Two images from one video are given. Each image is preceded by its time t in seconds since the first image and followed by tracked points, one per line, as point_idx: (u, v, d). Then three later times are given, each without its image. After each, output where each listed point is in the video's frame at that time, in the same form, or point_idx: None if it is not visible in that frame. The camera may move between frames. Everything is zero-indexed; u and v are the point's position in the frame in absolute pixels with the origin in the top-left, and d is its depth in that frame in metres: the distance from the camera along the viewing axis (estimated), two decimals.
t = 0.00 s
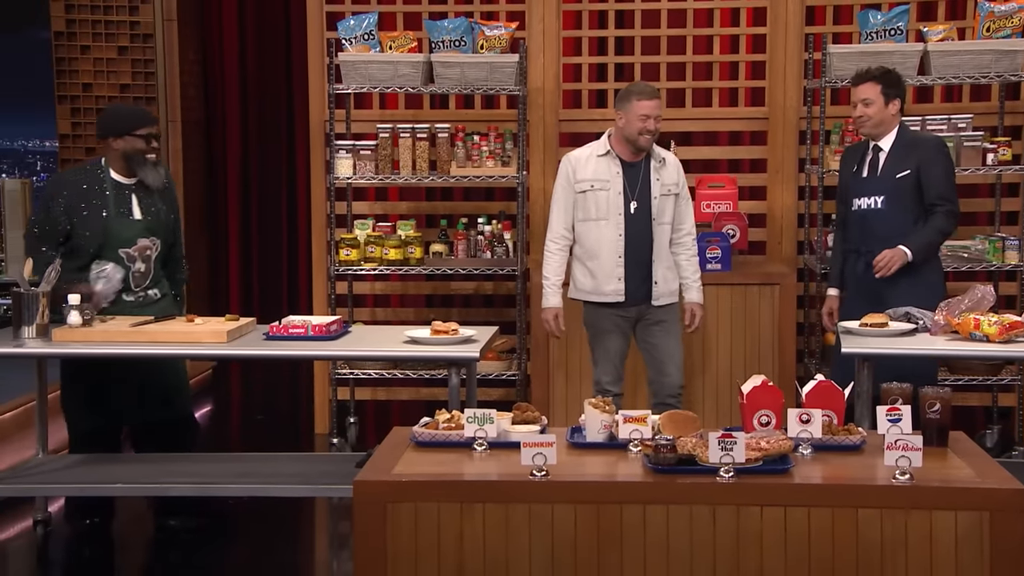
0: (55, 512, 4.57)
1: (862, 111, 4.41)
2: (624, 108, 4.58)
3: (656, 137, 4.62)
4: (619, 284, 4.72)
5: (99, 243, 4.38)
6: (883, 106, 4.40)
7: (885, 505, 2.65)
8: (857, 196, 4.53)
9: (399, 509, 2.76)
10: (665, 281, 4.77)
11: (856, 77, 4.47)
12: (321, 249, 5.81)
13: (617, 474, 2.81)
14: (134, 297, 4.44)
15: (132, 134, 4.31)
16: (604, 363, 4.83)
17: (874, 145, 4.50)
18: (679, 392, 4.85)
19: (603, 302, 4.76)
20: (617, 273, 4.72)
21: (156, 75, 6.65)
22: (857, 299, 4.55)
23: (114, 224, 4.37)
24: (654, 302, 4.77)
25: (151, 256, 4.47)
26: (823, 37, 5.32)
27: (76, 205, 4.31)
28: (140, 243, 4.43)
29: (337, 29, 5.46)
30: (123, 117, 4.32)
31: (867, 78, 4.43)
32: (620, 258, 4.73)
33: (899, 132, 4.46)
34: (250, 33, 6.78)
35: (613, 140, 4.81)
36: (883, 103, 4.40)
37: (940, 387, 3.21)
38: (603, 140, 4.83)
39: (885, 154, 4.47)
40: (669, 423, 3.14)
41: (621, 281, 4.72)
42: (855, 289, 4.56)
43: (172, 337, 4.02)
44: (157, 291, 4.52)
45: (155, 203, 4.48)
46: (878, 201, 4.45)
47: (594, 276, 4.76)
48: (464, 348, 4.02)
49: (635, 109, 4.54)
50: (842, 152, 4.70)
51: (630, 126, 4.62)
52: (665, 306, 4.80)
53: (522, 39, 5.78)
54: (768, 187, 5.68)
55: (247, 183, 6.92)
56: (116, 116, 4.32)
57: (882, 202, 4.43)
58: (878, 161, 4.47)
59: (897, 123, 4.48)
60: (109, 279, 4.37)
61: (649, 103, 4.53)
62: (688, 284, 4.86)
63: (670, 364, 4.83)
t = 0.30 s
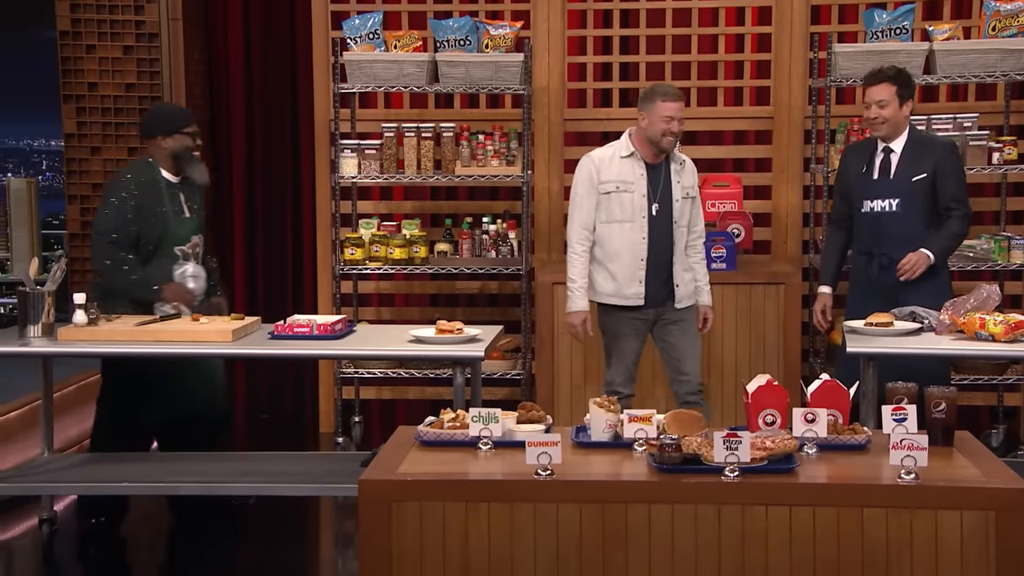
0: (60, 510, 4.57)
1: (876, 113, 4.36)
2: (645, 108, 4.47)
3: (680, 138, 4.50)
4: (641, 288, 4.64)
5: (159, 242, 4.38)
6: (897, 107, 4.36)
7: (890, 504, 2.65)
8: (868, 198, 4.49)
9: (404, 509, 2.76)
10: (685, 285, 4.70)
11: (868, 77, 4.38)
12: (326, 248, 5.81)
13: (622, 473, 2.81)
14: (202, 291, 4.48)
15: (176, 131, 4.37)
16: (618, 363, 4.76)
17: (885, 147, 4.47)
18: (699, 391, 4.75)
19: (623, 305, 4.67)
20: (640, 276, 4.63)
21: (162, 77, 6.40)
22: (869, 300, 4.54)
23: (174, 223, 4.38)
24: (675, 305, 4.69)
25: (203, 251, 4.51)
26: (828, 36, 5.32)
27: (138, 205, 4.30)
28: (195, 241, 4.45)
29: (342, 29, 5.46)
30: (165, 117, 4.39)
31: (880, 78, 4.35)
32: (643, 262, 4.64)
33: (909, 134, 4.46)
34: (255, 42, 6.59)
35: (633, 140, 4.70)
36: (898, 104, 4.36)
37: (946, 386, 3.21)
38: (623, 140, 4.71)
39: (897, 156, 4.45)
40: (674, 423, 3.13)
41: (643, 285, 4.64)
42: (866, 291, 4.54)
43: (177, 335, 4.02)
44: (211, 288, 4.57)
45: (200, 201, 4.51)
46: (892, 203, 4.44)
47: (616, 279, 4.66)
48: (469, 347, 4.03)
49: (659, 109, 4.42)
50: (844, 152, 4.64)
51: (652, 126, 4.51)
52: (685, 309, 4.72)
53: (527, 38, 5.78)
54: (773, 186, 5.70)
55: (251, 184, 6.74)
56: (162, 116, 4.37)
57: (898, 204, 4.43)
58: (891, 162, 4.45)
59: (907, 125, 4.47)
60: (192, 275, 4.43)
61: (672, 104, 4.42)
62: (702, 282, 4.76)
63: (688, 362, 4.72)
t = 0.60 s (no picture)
0: (57, 511, 4.57)
1: (890, 115, 4.32)
2: (689, 121, 4.11)
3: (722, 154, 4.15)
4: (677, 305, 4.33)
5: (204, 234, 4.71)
6: (910, 110, 4.34)
7: (886, 505, 2.65)
8: (876, 201, 4.49)
9: (401, 508, 2.76)
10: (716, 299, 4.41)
11: (883, 77, 4.33)
12: (323, 249, 5.82)
13: (619, 473, 2.81)
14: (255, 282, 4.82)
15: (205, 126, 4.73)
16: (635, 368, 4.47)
17: (895, 149, 4.46)
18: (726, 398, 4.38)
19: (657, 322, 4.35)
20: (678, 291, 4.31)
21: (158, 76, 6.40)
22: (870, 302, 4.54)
23: (215, 214, 4.74)
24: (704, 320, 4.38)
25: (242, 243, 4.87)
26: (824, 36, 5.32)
27: (181, 200, 4.61)
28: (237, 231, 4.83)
29: (339, 29, 5.47)
30: (191, 115, 4.73)
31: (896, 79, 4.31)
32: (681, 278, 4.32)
33: (920, 138, 4.46)
34: (252, 39, 6.59)
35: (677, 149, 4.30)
36: (911, 107, 4.34)
37: (942, 387, 3.22)
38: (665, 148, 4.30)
39: (907, 160, 4.45)
40: (672, 423, 3.15)
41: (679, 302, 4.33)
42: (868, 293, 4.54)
43: (174, 336, 4.03)
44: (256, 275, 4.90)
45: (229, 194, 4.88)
46: (900, 208, 4.44)
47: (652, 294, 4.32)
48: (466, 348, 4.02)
49: (703, 124, 4.07)
50: (851, 152, 4.61)
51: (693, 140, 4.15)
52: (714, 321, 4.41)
53: (524, 39, 5.79)
54: (770, 186, 5.70)
55: (248, 185, 6.73)
56: (189, 113, 4.73)
57: (907, 210, 4.43)
58: (901, 166, 4.45)
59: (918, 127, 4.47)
60: (241, 268, 4.76)
61: (716, 119, 4.07)
62: (734, 285, 4.37)
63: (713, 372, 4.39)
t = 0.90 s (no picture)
0: (40, 513, 4.55)
1: (898, 116, 4.31)
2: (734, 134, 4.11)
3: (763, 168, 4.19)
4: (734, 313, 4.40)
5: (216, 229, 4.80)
6: (917, 111, 4.33)
7: (870, 505, 2.66)
8: (878, 201, 4.50)
9: (387, 510, 2.76)
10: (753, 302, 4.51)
11: (889, 77, 4.31)
12: (309, 250, 5.81)
13: (604, 474, 2.81)
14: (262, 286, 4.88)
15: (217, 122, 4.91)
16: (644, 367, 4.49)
17: (899, 148, 4.46)
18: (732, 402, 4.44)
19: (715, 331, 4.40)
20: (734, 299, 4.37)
21: (142, 76, 6.41)
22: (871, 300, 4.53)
23: (230, 211, 4.85)
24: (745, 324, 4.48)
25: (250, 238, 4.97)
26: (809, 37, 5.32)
27: (196, 195, 4.72)
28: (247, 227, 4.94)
29: (324, 30, 5.46)
30: (203, 113, 4.90)
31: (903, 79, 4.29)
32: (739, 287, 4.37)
33: (926, 137, 4.45)
34: (236, 32, 6.58)
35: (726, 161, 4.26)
36: (920, 107, 4.31)
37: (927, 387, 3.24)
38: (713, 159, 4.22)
39: (911, 160, 4.44)
40: (657, 423, 3.15)
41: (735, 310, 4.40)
42: (869, 291, 4.54)
43: (159, 337, 4.02)
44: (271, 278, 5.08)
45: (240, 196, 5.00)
46: (902, 209, 4.43)
47: (710, 304, 4.35)
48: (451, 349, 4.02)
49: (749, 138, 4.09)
50: (858, 150, 4.62)
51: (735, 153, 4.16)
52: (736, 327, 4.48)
53: (509, 39, 5.79)
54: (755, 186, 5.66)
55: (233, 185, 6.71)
56: (202, 112, 4.89)
57: (908, 211, 4.42)
58: (905, 166, 4.44)
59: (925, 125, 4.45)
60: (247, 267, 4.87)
61: (760, 136, 4.10)
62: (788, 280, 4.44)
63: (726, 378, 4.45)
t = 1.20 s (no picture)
0: (19, 517, 4.53)
1: (871, 112, 4.42)
2: (735, 145, 4.18)
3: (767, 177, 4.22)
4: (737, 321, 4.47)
5: (236, 233, 4.57)
6: (891, 111, 4.38)
7: (849, 505, 2.67)
8: (865, 202, 4.54)
9: (367, 511, 2.75)
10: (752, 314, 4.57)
11: (876, 75, 4.44)
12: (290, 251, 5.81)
13: (585, 475, 2.82)
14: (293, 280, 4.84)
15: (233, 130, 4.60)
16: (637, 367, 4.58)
17: (887, 149, 4.48)
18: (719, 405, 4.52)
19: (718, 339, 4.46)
20: (736, 307, 4.43)
21: (122, 76, 6.39)
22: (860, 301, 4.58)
23: (247, 217, 4.62)
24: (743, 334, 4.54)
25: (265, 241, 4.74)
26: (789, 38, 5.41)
27: (218, 199, 4.48)
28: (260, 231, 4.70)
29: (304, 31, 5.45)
30: (219, 119, 4.58)
31: (886, 77, 4.40)
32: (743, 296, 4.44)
33: (914, 138, 4.43)
34: (216, 34, 6.36)
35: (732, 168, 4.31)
36: (893, 107, 4.37)
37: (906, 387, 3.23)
38: (721, 170, 4.27)
39: (898, 162, 4.44)
40: (636, 425, 3.11)
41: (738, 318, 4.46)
42: (856, 292, 4.58)
43: (140, 339, 4.01)
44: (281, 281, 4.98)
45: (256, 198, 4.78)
46: (885, 212, 4.45)
47: (710, 309, 4.42)
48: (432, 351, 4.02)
49: (749, 148, 4.13)
50: (857, 150, 4.67)
51: (741, 164, 4.21)
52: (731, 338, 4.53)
53: (490, 41, 5.79)
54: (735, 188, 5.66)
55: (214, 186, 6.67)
56: (216, 118, 4.57)
57: (889, 215, 4.43)
58: (891, 168, 4.45)
59: (913, 127, 4.44)
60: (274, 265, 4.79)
61: (763, 143, 4.13)
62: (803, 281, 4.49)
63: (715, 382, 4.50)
